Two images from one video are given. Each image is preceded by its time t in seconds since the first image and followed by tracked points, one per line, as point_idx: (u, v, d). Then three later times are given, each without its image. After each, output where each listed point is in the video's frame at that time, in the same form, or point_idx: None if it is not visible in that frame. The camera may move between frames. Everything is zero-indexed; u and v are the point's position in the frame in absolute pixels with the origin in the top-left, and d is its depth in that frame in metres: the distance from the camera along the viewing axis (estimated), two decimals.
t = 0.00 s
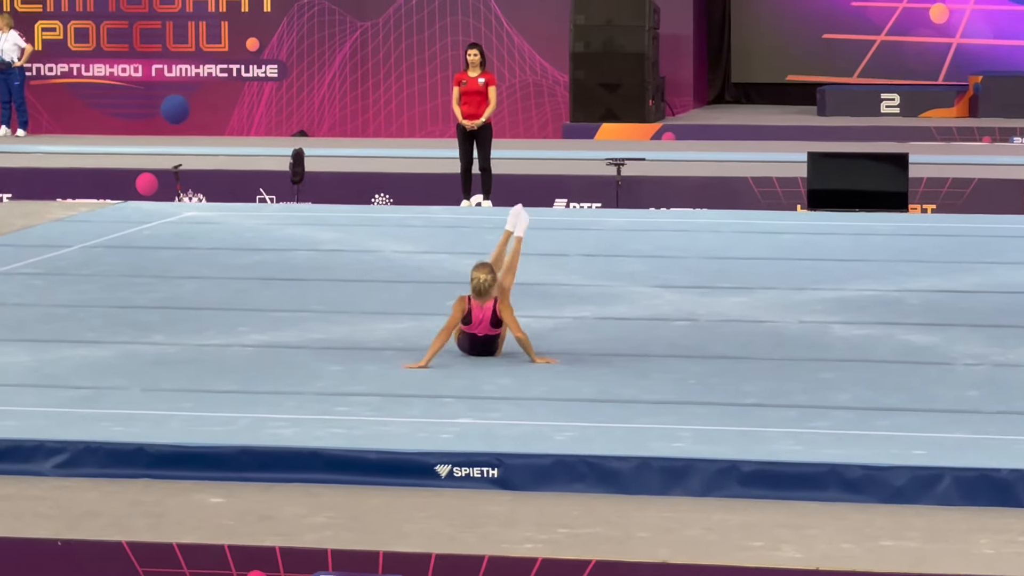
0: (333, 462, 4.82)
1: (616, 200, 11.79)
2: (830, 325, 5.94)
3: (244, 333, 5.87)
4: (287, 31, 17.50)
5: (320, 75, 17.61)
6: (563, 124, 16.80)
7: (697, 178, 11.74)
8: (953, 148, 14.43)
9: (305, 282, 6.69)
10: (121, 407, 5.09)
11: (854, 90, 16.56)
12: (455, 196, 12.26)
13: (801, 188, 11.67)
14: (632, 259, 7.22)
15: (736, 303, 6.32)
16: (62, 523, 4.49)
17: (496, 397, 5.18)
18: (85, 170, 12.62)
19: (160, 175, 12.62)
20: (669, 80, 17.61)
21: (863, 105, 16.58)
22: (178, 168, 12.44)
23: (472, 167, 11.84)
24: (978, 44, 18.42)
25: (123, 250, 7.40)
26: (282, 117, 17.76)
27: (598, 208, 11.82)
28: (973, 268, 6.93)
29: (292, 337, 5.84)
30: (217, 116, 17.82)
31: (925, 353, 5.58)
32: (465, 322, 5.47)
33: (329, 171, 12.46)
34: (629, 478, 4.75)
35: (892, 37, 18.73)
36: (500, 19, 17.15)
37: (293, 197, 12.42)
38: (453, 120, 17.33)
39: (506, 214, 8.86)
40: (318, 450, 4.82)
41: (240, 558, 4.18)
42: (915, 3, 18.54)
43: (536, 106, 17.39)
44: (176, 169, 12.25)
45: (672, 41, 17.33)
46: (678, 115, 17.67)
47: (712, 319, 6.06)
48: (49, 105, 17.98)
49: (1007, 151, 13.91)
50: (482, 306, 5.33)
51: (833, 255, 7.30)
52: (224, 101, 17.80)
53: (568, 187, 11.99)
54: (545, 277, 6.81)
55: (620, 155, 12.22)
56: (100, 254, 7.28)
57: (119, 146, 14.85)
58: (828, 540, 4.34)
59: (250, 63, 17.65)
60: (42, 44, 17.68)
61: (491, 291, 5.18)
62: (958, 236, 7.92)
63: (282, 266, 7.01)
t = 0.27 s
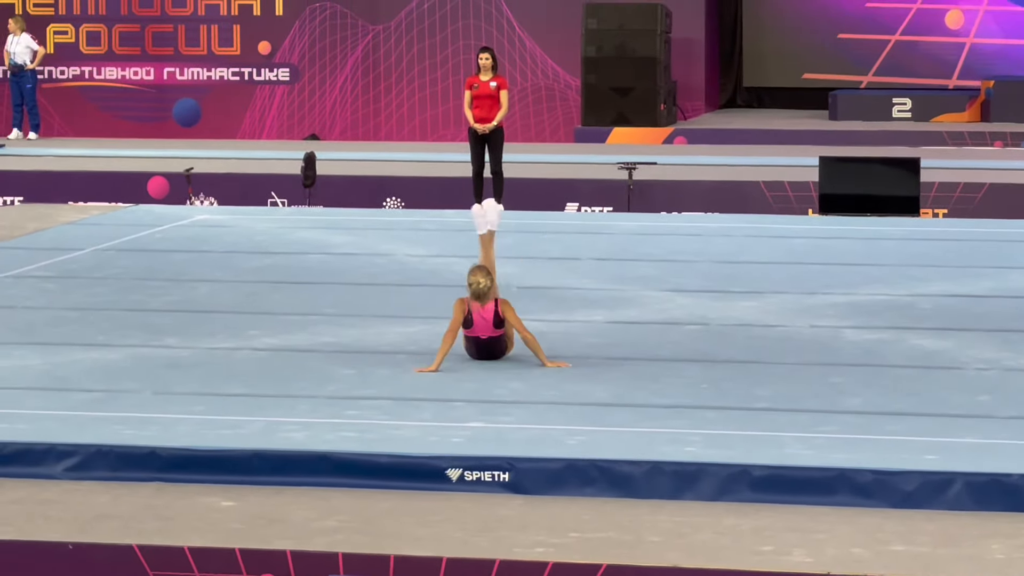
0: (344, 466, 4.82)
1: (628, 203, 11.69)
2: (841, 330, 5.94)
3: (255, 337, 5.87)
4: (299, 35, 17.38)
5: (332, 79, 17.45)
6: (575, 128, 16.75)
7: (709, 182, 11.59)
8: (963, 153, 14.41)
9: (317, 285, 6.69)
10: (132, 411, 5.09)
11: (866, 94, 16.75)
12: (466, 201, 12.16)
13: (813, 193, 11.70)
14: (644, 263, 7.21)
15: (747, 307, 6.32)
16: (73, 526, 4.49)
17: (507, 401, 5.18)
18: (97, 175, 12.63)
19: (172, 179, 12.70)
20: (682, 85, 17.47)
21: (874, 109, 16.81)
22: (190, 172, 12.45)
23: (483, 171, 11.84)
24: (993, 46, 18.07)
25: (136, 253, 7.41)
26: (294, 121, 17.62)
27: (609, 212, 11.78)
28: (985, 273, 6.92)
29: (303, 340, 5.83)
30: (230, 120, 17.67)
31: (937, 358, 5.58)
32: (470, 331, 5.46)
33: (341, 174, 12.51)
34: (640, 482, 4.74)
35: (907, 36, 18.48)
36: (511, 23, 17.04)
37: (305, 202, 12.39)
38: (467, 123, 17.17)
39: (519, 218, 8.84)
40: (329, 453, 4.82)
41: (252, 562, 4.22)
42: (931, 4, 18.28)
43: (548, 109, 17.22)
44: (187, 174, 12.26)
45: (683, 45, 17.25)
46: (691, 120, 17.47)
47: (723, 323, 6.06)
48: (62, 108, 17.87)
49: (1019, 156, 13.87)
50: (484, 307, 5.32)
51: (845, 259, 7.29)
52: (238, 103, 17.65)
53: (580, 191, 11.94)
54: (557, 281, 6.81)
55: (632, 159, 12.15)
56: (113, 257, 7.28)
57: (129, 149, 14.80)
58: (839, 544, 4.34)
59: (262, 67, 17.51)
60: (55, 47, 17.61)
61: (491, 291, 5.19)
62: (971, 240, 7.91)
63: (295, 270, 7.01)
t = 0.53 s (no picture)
0: (353, 470, 4.82)
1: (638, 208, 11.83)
2: (851, 335, 5.94)
3: (265, 341, 5.87)
4: (309, 38, 17.95)
5: (342, 84, 18.04)
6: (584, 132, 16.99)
7: (720, 188, 11.73)
8: (969, 158, 14.49)
9: (327, 289, 6.70)
10: (142, 415, 5.10)
11: (876, 99, 16.72)
12: (477, 205, 12.35)
13: (823, 198, 11.73)
14: (654, 267, 7.22)
15: (756, 312, 6.32)
16: (83, 530, 4.49)
17: (517, 405, 5.18)
18: (108, 179, 12.72)
19: (182, 182, 12.72)
20: (690, 89, 17.78)
21: (886, 114, 16.73)
22: (201, 176, 12.55)
23: (492, 175, 12.02)
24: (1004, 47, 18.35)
25: (146, 256, 7.43)
26: (302, 125, 18.27)
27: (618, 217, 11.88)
28: (993, 278, 6.93)
29: (313, 344, 5.84)
30: (239, 123, 18.33)
31: (946, 363, 5.58)
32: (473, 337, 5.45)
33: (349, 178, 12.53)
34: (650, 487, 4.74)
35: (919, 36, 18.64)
36: (520, 28, 17.46)
37: (316, 205, 12.53)
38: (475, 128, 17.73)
39: (529, 222, 8.87)
40: (338, 457, 4.82)
41: (262, 564, 4.27)
42: (943, 6, 18.46)
43: (557, 115, 17.67)
44: (199, 179, 12.35)
45: (694, 50, 17.46)
46: (700, 124, 17.82)
47: (733, 328, 6.07)
48: (72, 112, 18.56)
49: None
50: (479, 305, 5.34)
51: (854, 264, 7.30)
52: (247, 108, 18.33)
53: (590, 196, 12.05)
54: (567, 285, 6.82)
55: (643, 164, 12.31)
56: (123, 261, 7.30)
57: (142, 153, 15.00)
58: (849, 550, 4.33)
59: (272, 71, 18.15)
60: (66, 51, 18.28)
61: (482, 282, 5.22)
62: (981, 245, 7.92)
63: (304, 273, 7.03)
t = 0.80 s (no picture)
0: (363, 473, 4.82)
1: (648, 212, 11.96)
2: (862, 339, 5.93)
3: (275, 344, 5.87)
4: (320, 42, 18.09)
5: (353, 87, 18.16)
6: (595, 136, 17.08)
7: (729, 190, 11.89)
8: (976, 161, 14.50)
9: (337, 292, 6.70)
10: (153, 418, 5.10)
11: (888, 103, 16.75)
12: (487, 208, 12.49)
13: (834, 202, 11.81)
14: (664, 271, 7.22)
15: (766, 315, 6.32)
16: (94, 533, 4.49)
17: (527, 409, 5.17)
18: (120, 181, 12.89)
19: (192, 185, 12.90)
20: (700, 92, 17.87)
21: (897, 118, 16.79)
22: (212, 179, 12.72)
23: (503, 178, 12.07)
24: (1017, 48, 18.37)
25: (156, 259, 7.44)
26: (314, 127, 18.35)
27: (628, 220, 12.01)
28: (1004, 282, 6.92)
29: (323, 348, 5.84)
30: (251, 125, 18.46)
31: (957, 367, 5.58)
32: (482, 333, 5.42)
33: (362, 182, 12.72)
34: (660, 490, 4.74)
35: (932, 37, 18.64)
36: (529, 31, 17.57)
37: (326, 208, 12.67)
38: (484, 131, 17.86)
39: (539, 225, 8.88)
40: (348, 461, 4.82)
41: (272, 566, 4.28)
42: (956, 6, 18.46)
43: (568, 118, 17.76)
44: (209, 180, 12.52)
45: (704, 55, 17.56)
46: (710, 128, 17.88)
47: (743, 332, 6.06)
48: (83, 114, 18.68)
49: None
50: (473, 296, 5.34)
51: (864, 268, 7.30)
52: (256, 111, 18.46)
53: (601, 198, 12.17)
54: (578, 289, 6.82)
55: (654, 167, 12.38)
56: (134, 263, 7.31)
57: (154, 156, 15.08)
58: (858, 553, 4.32)
59: (283, 74, 18.26)
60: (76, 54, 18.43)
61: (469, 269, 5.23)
62: (991, 249, 7.92)
63: (314, 276, 7.03)
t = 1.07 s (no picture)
0: (380, 475, 4.83)
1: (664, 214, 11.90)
2: (878, 341, 5.93)
3: (291, 346, 5.88)
4: (337, 45, 18.07)
5: (369, 90, 18.18)
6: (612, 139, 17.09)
7: (743, 194, 11.86)
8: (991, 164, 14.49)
9: (352, 295, 6.71)
10: (169, 420, 5.11)
11: (904, 106, 16.92)
12: (503, 212, 12.48)
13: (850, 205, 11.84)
14: (680, 274, 7.23)
15: (781, 318, 6.32)
16: (111, 535, 4.50)
17: (543, 411, 5.17)
18: (137, 184, 12.92)
19: (208, 188, 12.86)
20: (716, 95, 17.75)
21: (913, 121, 16.91)
22: (229, 182, 12.70)
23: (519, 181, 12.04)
24: None
25: (172, 261, 7.45)
26: (331, 130, 18.35)
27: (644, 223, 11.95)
28: (1020, 285, 6.92)
29: (339, 350, 5.85)
30: (268, 129, 18.45)
31: (974, 369, 5.58)
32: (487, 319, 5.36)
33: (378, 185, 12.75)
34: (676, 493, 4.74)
35: (952, 35, 18.59)
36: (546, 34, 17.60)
37: (342, 211, 12.69)
38: (501, 134, 17.85)
39: (555, 228, 8.89)
40: (365, 462, 4.82)
41: (288, 567, 4.28)
42: (976, 6, 18.44)
43: (584, 121, 17.78)
44: (226, 183, 12.52)
45: (721, 56, 17.46)
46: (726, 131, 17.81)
47: (758, 334, 6.07)
48: (99, 117, 18.74)
49: None
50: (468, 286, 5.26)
51: (880, 271, 7.29)
52: (273, 114, 18.44)
53: (616, 202, 12.13)
54: (594, 291, 6.83)
55: (670, 170, 12.36)
56: (150, 266, 7.32)
57: (170, 159, 15.11)
58: (875, 556, 4.32)
59: (300, 77, 18.24)
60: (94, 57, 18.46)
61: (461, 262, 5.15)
62: (1008, 252, 7.91)
63: (329, 279, 7.04)
